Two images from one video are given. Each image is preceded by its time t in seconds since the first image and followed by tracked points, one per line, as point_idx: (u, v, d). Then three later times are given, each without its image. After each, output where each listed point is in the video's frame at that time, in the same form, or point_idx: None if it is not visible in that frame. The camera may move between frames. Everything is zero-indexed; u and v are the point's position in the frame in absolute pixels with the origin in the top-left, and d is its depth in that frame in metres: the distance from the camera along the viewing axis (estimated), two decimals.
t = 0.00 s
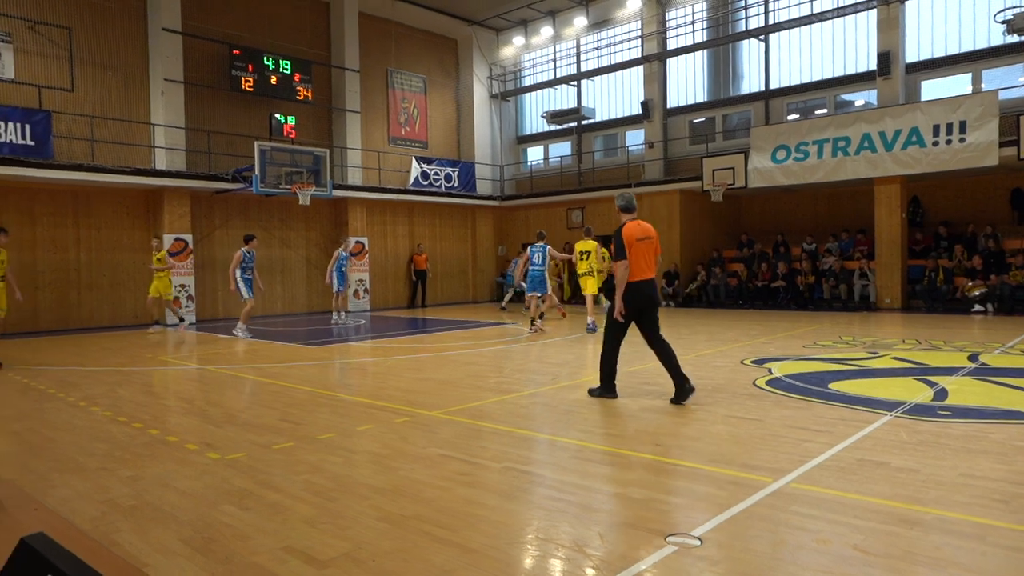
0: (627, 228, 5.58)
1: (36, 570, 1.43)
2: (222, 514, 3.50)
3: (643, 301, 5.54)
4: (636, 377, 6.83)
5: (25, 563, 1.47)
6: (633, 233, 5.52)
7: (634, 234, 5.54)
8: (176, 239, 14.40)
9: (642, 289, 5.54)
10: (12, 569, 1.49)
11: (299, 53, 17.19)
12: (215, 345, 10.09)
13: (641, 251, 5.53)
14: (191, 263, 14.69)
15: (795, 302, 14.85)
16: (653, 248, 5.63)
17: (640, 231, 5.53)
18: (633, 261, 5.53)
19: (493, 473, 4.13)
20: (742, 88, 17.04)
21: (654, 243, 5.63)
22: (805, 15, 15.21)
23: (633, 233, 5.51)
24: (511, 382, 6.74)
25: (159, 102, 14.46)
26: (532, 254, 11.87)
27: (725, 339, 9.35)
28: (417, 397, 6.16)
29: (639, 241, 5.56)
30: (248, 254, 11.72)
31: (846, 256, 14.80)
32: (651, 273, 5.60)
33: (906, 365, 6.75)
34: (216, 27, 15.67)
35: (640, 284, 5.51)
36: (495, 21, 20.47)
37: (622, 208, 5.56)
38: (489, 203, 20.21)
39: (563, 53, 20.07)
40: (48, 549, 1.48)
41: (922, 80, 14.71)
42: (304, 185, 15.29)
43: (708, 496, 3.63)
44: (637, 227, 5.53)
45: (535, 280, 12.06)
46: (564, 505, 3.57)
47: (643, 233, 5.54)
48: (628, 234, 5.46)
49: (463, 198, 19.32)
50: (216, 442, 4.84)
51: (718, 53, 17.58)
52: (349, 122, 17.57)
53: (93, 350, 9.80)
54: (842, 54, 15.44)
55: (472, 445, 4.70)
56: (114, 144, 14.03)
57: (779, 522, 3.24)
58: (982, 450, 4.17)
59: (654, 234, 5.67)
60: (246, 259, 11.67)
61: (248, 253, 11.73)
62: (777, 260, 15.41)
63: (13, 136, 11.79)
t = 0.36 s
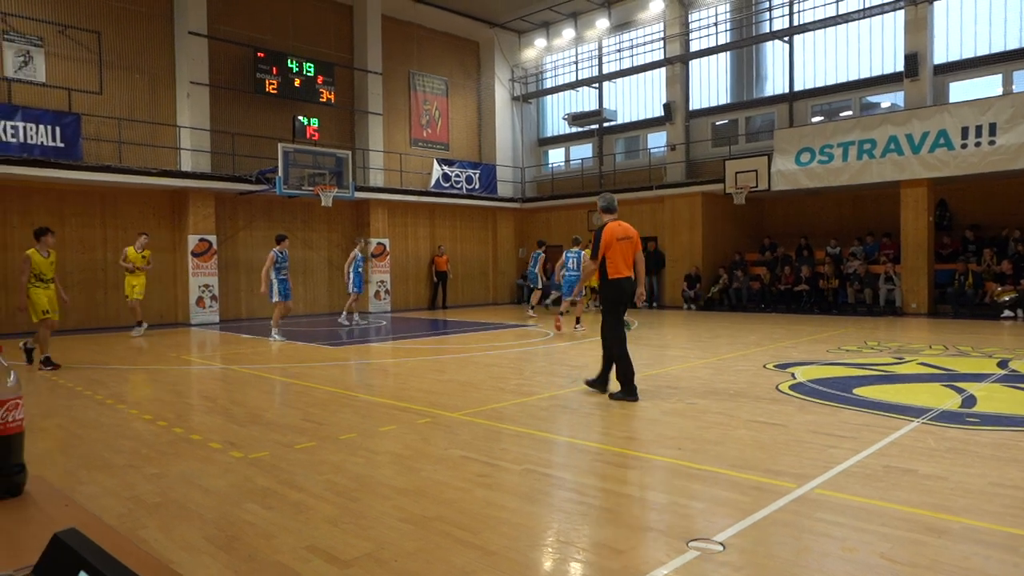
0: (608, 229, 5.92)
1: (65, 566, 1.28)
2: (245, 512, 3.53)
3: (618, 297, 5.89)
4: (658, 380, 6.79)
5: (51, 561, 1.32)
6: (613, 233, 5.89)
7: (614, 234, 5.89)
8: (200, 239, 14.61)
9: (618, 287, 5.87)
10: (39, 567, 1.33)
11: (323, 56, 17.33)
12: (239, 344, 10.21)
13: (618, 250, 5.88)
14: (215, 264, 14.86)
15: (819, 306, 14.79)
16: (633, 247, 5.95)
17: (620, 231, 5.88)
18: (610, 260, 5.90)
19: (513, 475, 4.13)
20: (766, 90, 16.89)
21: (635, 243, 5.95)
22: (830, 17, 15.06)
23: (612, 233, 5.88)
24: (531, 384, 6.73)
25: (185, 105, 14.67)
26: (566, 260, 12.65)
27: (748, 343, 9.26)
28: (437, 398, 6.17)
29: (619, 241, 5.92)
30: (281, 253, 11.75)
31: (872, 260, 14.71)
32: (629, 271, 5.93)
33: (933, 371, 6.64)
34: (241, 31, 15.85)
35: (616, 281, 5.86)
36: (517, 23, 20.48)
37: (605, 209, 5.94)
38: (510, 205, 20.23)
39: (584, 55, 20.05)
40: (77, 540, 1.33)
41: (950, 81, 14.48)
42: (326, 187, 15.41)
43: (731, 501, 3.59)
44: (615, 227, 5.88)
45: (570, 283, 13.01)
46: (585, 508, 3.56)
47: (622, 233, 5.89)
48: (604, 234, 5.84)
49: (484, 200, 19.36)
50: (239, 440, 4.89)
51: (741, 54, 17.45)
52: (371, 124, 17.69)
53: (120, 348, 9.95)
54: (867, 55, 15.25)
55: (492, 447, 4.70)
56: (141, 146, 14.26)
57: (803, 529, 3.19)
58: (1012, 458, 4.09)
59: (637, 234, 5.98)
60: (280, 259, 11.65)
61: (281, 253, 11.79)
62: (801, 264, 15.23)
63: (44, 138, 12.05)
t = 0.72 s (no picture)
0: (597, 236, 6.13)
1: (98, 567, 1.28)
2: (268, 515, 3.56)
3: (603, 303, 6.11)
4: (678, 384, 6.76)
5: (82, 561, 1.32)
6: (601, 241, 6.11)
7: (602, 242, 6.11)
8: (222, 244, 14.76)
9: (604, 293, 6.08)
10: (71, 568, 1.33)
11: (343, 62, 17.49)
12: (260, 348, 10.31)
13: (607, 257, 6.11)
14: (236, 268, 15.02)
15: (840, 310, 14.45)
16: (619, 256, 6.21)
17: (608, 239, 6.12)
18: (597, 266, 6.11)
19: (534, 479, 4.12)
20: (786, 92, 16.77)
21: (621, 251, 6.20)
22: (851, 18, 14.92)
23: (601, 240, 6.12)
24: (551, 388, 6.72)
25: (207, 111, 14.85)
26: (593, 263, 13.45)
27: (769, 348, 9.19)
28: (457, 402, 6.18)
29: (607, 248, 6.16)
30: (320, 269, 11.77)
31: (895, 264, 14.45)
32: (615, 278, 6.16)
33: (959, 377, 6.53)
34: (263, 38, 16.05)
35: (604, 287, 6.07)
36: (536, 28, 20.52)
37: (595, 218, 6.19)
38: (529, 209, 20.25)
39: (603, 59, 20.05)
40: (109, 541, 1.34)
41: (975, 82, 14.27)
42: (346, 192, 15.52)
43: (754, 507, 3.55)
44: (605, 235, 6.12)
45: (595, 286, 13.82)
46: (605, 513, 3.54)
47: (611, 241, 6.14)
48: (595, 241, 6.06)
49: (503, 205, 19.37)
50: (261, 443, 4.93)
51: (762, 56, 17.33)
52: (391, 129, 17.80)
53: (143, 352, 10.08)
54: (890, 57, 15.09)
55: (512, 452, 4.70)
56: (165, 152, 14.46)
57: (828, 536, 3.15)
58: None
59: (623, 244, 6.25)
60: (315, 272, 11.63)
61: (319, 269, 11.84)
62: (822, 267, 15.05)
63: (70, 145, 12.26)
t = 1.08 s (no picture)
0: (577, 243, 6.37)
1: (113, 567, 1.28)
2: (280, 517, 3.57)
3: (588, 306, 6.35)
4: (690, 387, 6.73)
5: (100, 562, 1.30)
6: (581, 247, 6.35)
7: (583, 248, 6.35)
8: (234, 247, 14.85)
9: (587, 297, 6.33)
10: (90, 570, 1.31)
11: (354, 66, 17.57)
12: (272, 351, 10.36)
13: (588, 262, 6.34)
14: (248, 272, 15.09)
15: (852, 314, 14.34)
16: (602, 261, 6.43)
17: (587, 246, 6.35)
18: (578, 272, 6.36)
19: (545, 482, 4.11)
20: (798, 93, 16.69)
21: (603, 256, 6.41)
22: (863, 19, 14.84)
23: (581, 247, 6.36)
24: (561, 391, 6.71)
25: (220, 116, 14.96)
26: (613, 263, 13.62)
27: (780, 350, 9.14)
28: (467, 405, 6.18)
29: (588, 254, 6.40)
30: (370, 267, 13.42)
31: (908, 266, 14.38)
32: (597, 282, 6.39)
33: (974, 380, 6.47)
34: (275, 43, 16.16)
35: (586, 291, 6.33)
36: (546, 31, 20.53)
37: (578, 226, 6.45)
38: (539, 211, 20.25)
39: (613, 61, 20.04)
40: (127, 543, 1.31)
41: (989, 82, 14.16)
42: (357, 196, 15.55)
43: (767, 511, 3.53)
44: (583, 241, 6.35)
45: (616, 285, 13.87)
46: (616, 516, 3.53)
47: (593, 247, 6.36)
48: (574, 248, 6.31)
49: (513, 208, 19.37)
50: (273, 446, 4.95)
51: (773, 57, 17.26)
52: (401, 132, 17.85)
53: (156, 355, 10.14)
54: (902, 57, 15.00)
55: (523, 454, 4.69)
56: (178, 156, 14.57)
57: (842, 540, 3.13)
58: None
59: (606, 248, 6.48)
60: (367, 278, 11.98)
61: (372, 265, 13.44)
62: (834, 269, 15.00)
63: (84, 150, 12.36)
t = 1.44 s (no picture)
0: (559, 244, 6.58)
1: (124, 567, 1.27)
2: (288, 518, 3.58)
3: (572, 303, 6.50)
4: (697, 390, 6.70)
5: (113, 562, 1.30)
6: (563, 248, 6.53)
7: (564, 248, 6.53)
8: (241, 249, 14.91)
9: (570, 295, 6.50)
10: (103, 570, 1.31)
11: (361, 68, 17.63)
12: (279, 352, 10.39)
13: (567, 262, 6.49)
14: (256, 273, 15.15)
15: (860, 315, 14.44)
16: (586, 257, 6.52)
17: (569, 245, 6.51)
18: (562, 271, 6.54)
19: (552, 484, 4.11)
20: (806, 95, 16.65)
21: (586, 253, 6.52)
22: (871, 20, 14.80)
23: (561, 247, 6.54)
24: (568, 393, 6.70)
25: (227, 118, 15.02)
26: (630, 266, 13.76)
27: (787, 352, 9.11)
28: (473, 407, 6.19)
29: (570, 253, 6.53)
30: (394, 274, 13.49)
31: (917, 267, 14.33)
32: (581, 280, 6.52)
33: (983, 383, 6.42)
34: (282, 45, 16.23)
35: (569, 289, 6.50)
36: (553, 32, 20.54)
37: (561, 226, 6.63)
38: (546, 213, 20.25)
39: (620, 63, 20.02)
40: (139, 543, 1.31)
41: (999, 83, 14.09)
42: (364, 197, 15.58)
43: (775, 514, 3.51)
44: (564, 241, 6.53)
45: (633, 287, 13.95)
46: (623, 518, 3.52)
47: (571, 247, 6.49)
48: (553, 250, 6.54)
49: (520, 209, 19.36)
50: (280, 447, 4.97)
51: (780, 59, 17.22)
52: (408, 134, 17.89)
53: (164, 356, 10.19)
54: (911, 59, 14.94)
55: (530, 456, 4.69)
56: (186, 158, 14.63)
57: (851, 544, 3.11)
58: None
59: (590, 245, 6.55)
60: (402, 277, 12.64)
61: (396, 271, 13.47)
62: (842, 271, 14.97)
63: (93, 152, 12.42)
